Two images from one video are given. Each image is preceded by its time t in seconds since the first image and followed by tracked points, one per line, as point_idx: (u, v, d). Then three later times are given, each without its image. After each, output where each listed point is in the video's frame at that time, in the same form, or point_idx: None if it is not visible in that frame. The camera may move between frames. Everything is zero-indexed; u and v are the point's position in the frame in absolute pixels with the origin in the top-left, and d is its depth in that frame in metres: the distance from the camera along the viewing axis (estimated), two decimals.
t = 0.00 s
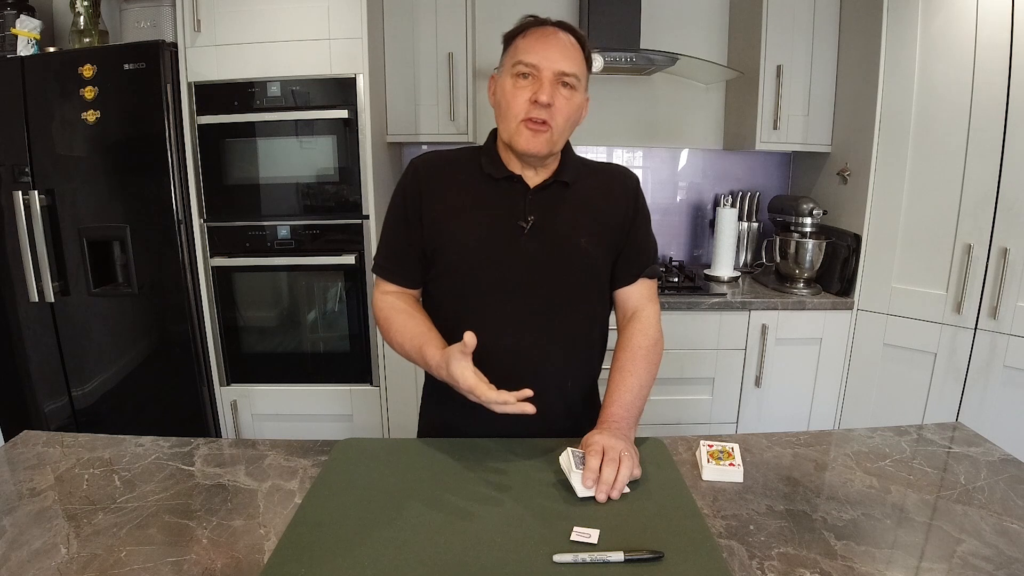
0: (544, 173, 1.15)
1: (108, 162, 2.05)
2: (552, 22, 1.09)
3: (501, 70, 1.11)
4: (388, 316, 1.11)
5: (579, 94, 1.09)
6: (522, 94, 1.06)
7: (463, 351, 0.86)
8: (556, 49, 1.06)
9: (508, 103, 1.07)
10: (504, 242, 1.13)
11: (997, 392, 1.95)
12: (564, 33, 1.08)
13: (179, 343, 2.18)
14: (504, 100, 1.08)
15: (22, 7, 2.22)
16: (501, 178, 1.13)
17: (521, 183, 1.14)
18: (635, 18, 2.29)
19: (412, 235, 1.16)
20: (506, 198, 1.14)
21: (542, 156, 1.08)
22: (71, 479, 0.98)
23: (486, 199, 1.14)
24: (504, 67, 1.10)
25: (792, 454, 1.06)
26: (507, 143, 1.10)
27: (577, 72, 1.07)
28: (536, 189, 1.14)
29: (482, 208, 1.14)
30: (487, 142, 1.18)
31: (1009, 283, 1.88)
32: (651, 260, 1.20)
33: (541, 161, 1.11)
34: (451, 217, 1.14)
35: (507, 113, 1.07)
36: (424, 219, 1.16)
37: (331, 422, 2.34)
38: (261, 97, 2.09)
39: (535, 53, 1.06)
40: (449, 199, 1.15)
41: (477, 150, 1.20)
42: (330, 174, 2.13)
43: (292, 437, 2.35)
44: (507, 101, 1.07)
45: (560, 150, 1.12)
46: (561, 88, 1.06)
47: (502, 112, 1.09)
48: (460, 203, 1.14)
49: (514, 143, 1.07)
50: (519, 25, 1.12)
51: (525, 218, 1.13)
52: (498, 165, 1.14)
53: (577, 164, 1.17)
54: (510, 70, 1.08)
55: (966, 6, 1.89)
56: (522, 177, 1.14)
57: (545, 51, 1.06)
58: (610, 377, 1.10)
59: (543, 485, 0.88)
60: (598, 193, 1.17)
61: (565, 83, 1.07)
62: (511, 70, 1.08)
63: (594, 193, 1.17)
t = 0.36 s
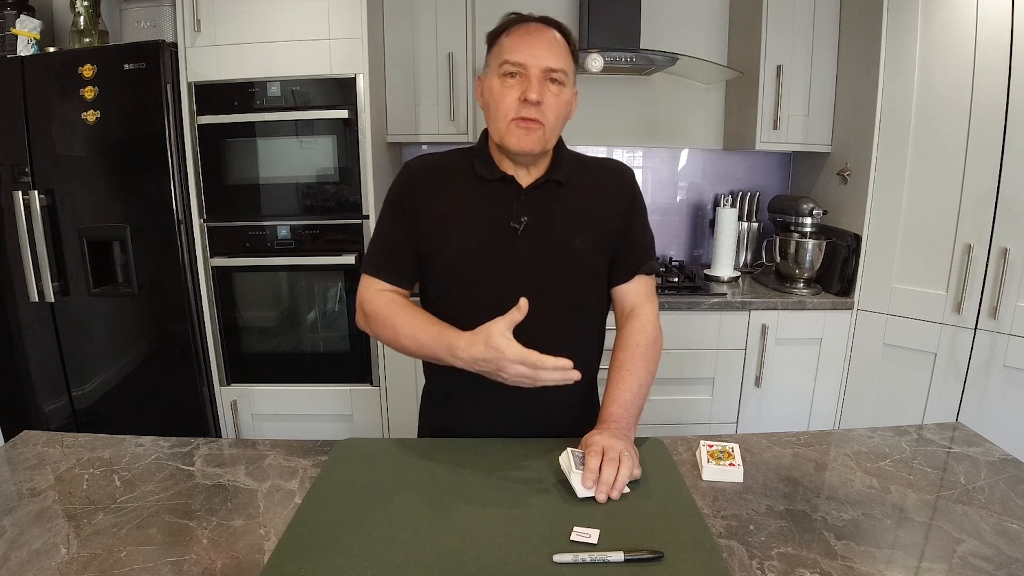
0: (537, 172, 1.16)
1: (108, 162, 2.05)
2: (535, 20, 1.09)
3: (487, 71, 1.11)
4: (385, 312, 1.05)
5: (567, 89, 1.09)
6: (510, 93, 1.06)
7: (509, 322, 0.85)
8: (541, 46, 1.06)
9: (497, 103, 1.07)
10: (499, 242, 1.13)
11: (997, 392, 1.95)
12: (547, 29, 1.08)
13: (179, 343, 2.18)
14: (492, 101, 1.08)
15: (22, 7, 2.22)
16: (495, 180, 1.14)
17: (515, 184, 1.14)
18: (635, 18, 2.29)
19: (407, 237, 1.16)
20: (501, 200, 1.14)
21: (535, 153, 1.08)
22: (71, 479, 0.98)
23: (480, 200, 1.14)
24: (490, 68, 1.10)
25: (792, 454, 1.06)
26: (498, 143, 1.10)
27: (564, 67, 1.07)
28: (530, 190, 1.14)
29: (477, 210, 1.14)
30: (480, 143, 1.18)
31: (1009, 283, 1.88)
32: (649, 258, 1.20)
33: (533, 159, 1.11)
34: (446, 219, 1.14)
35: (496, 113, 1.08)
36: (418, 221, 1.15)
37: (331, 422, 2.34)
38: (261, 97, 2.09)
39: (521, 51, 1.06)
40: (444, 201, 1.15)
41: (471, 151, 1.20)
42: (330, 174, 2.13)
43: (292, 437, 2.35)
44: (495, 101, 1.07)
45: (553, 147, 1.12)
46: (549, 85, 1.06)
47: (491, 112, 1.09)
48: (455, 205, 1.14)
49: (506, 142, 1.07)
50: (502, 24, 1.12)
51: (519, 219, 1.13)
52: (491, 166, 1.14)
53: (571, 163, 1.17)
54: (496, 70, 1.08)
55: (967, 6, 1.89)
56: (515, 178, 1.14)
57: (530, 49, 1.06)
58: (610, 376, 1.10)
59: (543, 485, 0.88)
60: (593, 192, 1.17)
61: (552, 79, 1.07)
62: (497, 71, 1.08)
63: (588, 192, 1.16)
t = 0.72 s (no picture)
0: (531, 160, 1.16)
1: (108, 162, 2.05)
2: (509, 10, 1.12)
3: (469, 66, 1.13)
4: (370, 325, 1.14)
5: (550, 66, 1.09)
6: (492, 75, 1.07)
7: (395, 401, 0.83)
8: (517, 29, 1.08)
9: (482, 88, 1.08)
10: (496, 240, 1.13)
11: (997, 391, 1.95)
12: (523, 16, 1.11)
13: (179, 343, 2.18)
14: (477, 88, 1.09)
15: (23, 7, 2.22)
16: (490, 176, 1.14)
17: (512, 180, 1.14)
18: (635, 18, 2.29)
19: (406, 237, 1.17)
20: (499, 196, 1.14)
21: (526, 132, 1.07)
22: (71, 479, 0.98)
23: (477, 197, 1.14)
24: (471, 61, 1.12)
25: (792, 454, 1.06)
26: (489, 131, 1.10)
27: (543, 46, 1.08)
28: (526, 184, 1.14)
29: (474, 206, 1.14)
30: (475, 140, 1.18)
31: (1009, 283, 1.87)
32: (650, 254, 1.19)
33: (526, 141, 1.10)
34: (444, 218, 1.15)
35: (481, 99, 1.08)
36: (416, 221, 1.16)
37: (331, 422, 2.34)
38: (261, 97, 2.09)
39: (497, 37, 1.08)
40: (442, 201, 1.15)
41: (467, 149, 1.20)
42: (330, 174, 2.13)
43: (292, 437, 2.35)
44: (478, 88, 1.08)
45: (544, 128, 1.12)
46: (530, 63, 1.07)
47: (477, 101, 1.10)
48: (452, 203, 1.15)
49: (497, 124, 1.07)
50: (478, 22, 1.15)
51: (517, 215, 1.13)
52: (487, 162, 1.14)
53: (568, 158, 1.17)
54: (477, 60, 1.10)
55: (967, 6, 1.88)
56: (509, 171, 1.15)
57: (507, 33, 1.08)
58: (610, 376, 1.11)
59: (544, 485, 0.88)
60: (590, 186, 1.17)
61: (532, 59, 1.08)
62: (477, 61, 1.10)
63: (586, 187, 1.16)
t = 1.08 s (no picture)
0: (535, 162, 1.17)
1: (108, 162, 2.05)
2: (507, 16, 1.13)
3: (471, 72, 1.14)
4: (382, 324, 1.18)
5: (549, 68, 1.09)
6: (492, 79, 1.07)
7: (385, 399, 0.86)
8: (515, 32, 1.08)
9: (482, 93, 1.08)
10: (496, 239, 1.13)
11: (997, 392, 1.95)
12: (520, 21, 1.11)
13: (179, 343, 2.18)
14: (478, 94, 1.09)
15: (22, 7, 2.22)
16: (492, 177, 1.15)
17: (512, 179, 1.15)
18: (635, 19, 2.29)
19: (407, 237, 1.19)
20: (499, 195, 1.15)
21: (528, 133, 1.07)
22: (71, 479, 0.98)
23: (477, 196, 1.15)
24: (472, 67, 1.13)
25: (792, 454, 1.06)
26: (492, 133, 1.11)
27: (541, 47, 1.08)
28: (527, 185, 1.15)
29: (473, 205, 1.15)
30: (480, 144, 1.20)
31: (1009, 283, 1.88)
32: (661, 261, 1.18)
33: (529, 142, 1.10)
34: (447, 218, 1.15)
35: (482, 103, 1.09)
36: (418, 220, 1.18)
37: (331, 422, 2.34)
38: (261, 97, 2.09)
39: (495, 42, 1.08)
40: (445, 202, 1.16)
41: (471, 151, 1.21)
42: (330, 174, 2.13)
43: (292, 437, 2.35)
44: (480, 92, 1.09)
45: (547, 129, 1.12)
46: (529, 64, 1.07)
47: (478, 106, 1.10)
48: (452, 202, 1.16)
49: (499, 127, 1.07)
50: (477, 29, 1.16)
51: (516, 214, 1.14)
52: (489, 164, 1.15)
53: (571, 160, 1.18)
54: (478, 66, 1.11)
55: (967, 6, 1.89)
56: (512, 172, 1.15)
57: (505, 36, 1.08)
58: (615, 377, 1.11)
59: (544, 485, 0.88)
60: (592, 186, 1.17)
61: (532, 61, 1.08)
62: (477, 67, 1.11)
63: (587, 186, 1.16)
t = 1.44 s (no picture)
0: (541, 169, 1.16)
1: (108, 162, 2.05)
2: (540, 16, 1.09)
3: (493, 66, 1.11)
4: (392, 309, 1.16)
5: (573, 84, 1.08)
6: (513, 87, 1.06)
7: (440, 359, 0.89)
8: (545, 41, 1.06)
9: (500, 97, 1.08)
10: (501, 240, 1.13)
11: (997, 392, 1.95)
12: (554, 26, 1.08)
13: (179, 343, 2.18)
14: (496, 95, 1.08)
15: (22, 7, 2.22)
16: (499, 176, 1.14)
17: (519, 181, 1.14)
18: (635, 19, 2.29)
19: (412, 233, 1.17)
20: (505, 196, 1.14)
21: (539, 149, 1.08)
22: (71, 479, 0.98)
23: (483, 197, 1.15)
24: (494, 62, 1.11)
25: (793, 454, 1.06)
26: (503, 139, 1.11)
27: (569, 62, 1.07)
28: (534, 186, 1.14)
29: (480, 205, 1.14)
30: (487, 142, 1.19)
31: (1009, 284, 1.88)
32: (656, 262, 1.20)
33: (538, 156, 1.12)
34: (453, 217, 1.15)
35: (498, 107, 1.08)
36: (423, 217, 1.17)
37: (331, 422, 2.34)
38: (261, 97, 2.09)
39: (523, 46, 1.06)
40: (451, 200, 1.15)
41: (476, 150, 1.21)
42: (330, 174, 2.13)
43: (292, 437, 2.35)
44: (497, 95, 1.08)
45: (558, 143, 1.12)
46: (552, 79, 1.06)
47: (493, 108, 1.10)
48: (458, 202, 1.15)
49: (510, 137, 1.08)
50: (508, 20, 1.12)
51: (522, 215, 1.14)
52: (498, 164, 1.15)
53: (578, 162, 1.17)
54: (501, 65, 1.09)
55: (967, 6, 1.88)
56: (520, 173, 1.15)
57: (535, 42, 1.06)
58: (613, 377, 1.11)
59: (544, 485, 0.88)
60: (596, 189, 1.17)
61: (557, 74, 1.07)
62: (500, 66, 1.09)
63: (592, 190, 1.16)
